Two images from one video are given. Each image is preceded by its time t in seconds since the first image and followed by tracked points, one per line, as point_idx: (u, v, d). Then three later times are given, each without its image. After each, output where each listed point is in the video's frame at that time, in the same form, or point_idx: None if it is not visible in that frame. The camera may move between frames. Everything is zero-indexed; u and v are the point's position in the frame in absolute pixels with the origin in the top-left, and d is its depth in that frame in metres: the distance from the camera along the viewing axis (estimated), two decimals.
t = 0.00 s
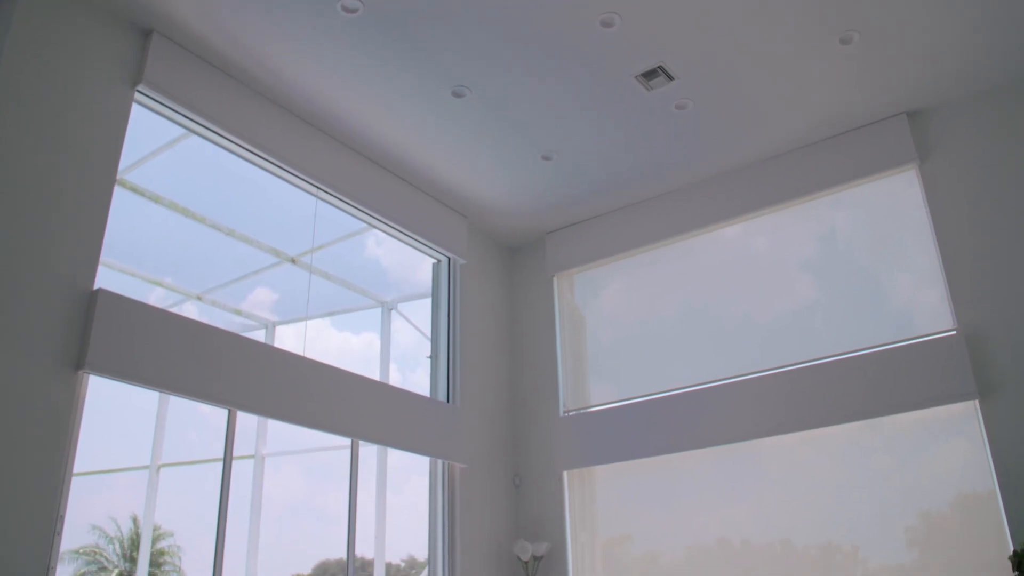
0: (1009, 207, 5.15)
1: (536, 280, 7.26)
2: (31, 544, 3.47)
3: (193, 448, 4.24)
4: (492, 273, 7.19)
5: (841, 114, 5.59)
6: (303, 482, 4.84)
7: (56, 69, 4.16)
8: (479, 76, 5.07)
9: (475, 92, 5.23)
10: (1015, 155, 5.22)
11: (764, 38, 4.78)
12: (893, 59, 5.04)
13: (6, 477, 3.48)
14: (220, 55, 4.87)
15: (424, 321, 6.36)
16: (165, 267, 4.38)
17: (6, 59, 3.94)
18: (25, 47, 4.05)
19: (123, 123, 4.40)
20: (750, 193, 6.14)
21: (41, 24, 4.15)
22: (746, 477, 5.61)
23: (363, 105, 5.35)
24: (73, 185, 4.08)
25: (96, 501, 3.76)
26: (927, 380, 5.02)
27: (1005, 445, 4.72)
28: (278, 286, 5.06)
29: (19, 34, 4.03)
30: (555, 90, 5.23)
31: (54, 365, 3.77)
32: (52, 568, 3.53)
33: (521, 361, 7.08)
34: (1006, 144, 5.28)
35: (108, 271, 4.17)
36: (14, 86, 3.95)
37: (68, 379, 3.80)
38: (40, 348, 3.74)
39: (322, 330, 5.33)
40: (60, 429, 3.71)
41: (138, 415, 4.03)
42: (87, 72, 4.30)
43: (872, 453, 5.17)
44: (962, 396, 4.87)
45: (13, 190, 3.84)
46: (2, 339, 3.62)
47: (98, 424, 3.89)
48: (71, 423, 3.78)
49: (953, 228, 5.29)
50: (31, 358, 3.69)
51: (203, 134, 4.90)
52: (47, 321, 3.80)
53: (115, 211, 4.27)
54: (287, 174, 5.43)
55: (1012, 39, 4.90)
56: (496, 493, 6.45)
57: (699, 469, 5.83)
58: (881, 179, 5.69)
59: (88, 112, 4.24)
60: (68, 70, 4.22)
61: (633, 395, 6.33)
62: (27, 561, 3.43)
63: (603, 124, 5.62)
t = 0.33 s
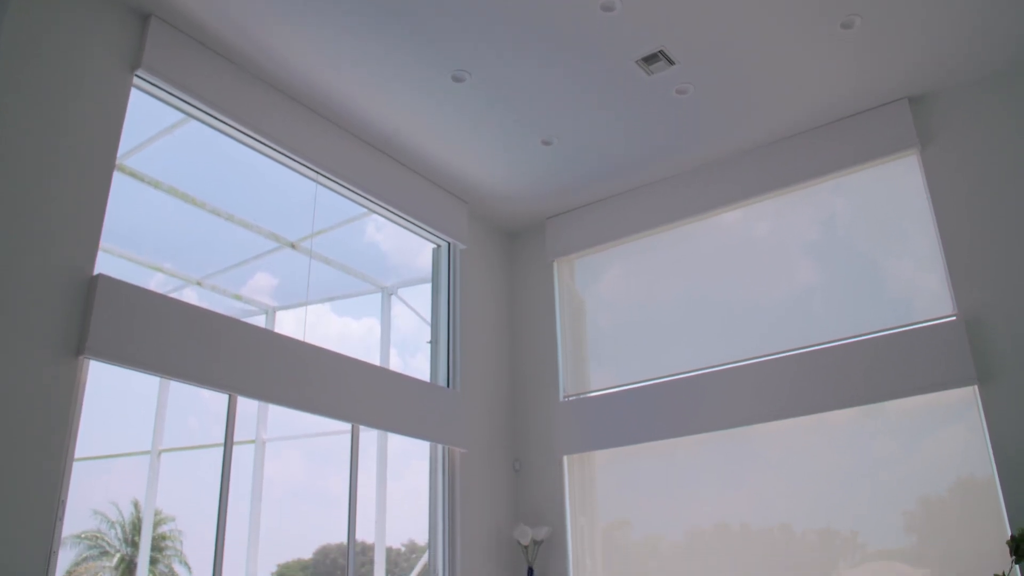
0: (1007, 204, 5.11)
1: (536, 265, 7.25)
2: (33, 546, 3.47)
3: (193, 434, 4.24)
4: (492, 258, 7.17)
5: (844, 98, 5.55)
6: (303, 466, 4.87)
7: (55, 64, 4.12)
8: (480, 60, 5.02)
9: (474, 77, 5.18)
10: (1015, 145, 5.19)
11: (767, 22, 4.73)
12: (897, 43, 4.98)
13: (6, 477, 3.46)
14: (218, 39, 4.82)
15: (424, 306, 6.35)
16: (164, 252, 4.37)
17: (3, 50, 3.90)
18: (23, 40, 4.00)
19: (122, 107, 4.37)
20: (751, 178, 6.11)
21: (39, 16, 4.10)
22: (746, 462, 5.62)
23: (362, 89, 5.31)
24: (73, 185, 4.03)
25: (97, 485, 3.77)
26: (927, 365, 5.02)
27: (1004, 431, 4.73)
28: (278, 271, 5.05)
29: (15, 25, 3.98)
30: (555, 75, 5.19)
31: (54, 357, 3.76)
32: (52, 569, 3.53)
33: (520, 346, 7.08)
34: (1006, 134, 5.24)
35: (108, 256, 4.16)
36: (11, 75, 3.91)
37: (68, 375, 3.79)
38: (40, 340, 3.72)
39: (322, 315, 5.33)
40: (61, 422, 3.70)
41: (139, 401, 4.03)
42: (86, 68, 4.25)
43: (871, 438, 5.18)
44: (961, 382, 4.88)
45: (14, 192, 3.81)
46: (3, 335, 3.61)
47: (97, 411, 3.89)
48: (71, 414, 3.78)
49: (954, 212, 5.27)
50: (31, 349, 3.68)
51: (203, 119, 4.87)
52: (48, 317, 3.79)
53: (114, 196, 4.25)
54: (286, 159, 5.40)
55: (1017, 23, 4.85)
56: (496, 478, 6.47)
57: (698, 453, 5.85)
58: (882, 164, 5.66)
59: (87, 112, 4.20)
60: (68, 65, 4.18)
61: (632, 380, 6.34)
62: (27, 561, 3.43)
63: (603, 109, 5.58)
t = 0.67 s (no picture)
0: (1007, 203, 5.08)
1: (536, 249, 7.23)
2: (33, 546, 3.45)
3: (193, 418, 4.27)
4: (492, 242, 7.15)
5: (847, 81, 5.50)
6: (304, 449, 4.89)
7: (55, 64, 4.07)
8: (479, 43, 4.97)
9: (474, 60, 5.14)
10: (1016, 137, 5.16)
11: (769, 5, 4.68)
12: (901, 26, 4.93)
13: (6, 477, 3.45)
14: (215, 21, 4.77)
15: (424, 290, 6.34)
16: (164, 237, 4.36)
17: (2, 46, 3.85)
18: (23, 38, 3.95)
19: (121, 91, 4.33)
20: (752, 161, 6.08)
21: (40, 13, 4.05)
22: (746, 446, 5.64)
23: (361, 72, 5.26)
24: (73, 185, 3.99)
25: (99, 469, 3.79)
26: (927, 349, 5.02)
27: (1003, 415, 4.74)
28: (278, 255, 5.04)
29: (14, 17, 3.93)
30: (556, 58, 5.14)
31: (55, 353, 3.74)
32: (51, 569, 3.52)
33: (520, 329, 7.08)
34: (1007, 124, 5.21)
35: (108, 240, 4.14)
36: (10, 69, 3.86)
37: (69, 369, 3.77)
38: (41, 331, 3.71)
39: (322, 299, 5.32)
40: (61, 418, 3.69)
41: (139, 385, 4.04)
42: (87, 66, 4.20)
43: (870, 422, 5.19)
44: (961, 366, 4.88)
45: (14, 191, 3.77)
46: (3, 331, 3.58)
47: (97, 397, 3.89)
48: (71, 408, 3.76)
49: (956, 197, 5.25)
50: (31, 341, 3.66)
51: (202, 102, 4.83)
52: (48, 314, 3.75)
53: (113, 180, 4.23)
54: (286, 142, 5.37)
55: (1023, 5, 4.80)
56: (496, 462, 6.49)
57: (698, 437, 5.86)
58: (885, 147, 5.63)
59: (88, 112, 4.15)
60: (68, 63, 4.12)
61: (633, 363, 6.33)
62: (27, 560, 3.41)
63: (604, 92, 5.53)
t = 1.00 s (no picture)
0: (1009, 194, 5.05)
1: (536, 231, 7.21)
2: (31, 546, 3.43)
3: (193, 401, 4.28)
4: (492, 224, 7.13)
5: (850, 62, 5.46)
6: (305, 431, 4.92)
7: (57, 68, 4.01)
8: (480, 25, 4.92)
9: (475, 42, 5.09)
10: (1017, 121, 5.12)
11: None
12: (904, 8, 4.89)
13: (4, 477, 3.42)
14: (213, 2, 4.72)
15: (424, 273, 6.33)
16: (164, 219, 4.35)
17: (2, 44, 3.80)
18: (19, 26, 3.90)
19: (119, 73, 4.28)
20: (754, 144, 6.05)
21: (42, 15, 4.00)
22: (745, 429, 5.64)
23: (361, 54, 5.22)
24: (73, 185, 3.95)
25: (101, 451, 3.81)
26: (926, 333, 5.03)
27: (1001, 398, 4.77)
28: (278, 237, 5.04)
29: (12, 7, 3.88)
30: (556, 40, 5.09)
31: (54, 351, 3.71)
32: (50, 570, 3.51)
33: (520, 312, 7.07)
34: (1010, 109, 5.17)
35: (108, 223, 4.13)
36: (9, 68, 3.81)
37: (67, 366, 3.74)
38: (41, 315, 3.70)
39: (322, 282, 5.31)
40: (58, 418, 3.66)
41: (139, 368, 4.04)
42: (87, 67, 4.14)
43: (869, 405, 5.20)
44: (960, 349, 4.89)
45: (14, 192, 3.73)
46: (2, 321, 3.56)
47: (97, 380, 3.89)
48: (70, 409, 3.73)
49: (958, 180, 5.23)
50: (31, 325, 3.65)
51: (200, 85, 4.79)
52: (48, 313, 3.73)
53: (112, 162, 4.20)
54: (285, 125, 5.33)
55: None
56: (496, 444, 6.51)
57: (697, 420, 5.87)
58: (887, 130, 5.59)
59: (88, 112, 4.10)
60: (69, 65, 4.07)
61: (633, 346, 6.33)
62: (27, 560, 3.41)
63: (605, 75, 5.49)
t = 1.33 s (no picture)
0: (1007, 190, 5.02)
1: (536, 211, 7.18)
2: (32, 546, 3.42)
3: (196, 380, 4.34)
4: (492, 203, 7.09)
5: (853, 40, 5.41)
6: (306, 411, 4.94)
7: (58, 66, 3.97)
8: (480, 3, 4.86)
9: (475, 20, 5.04)
10: (1015, 116, 5.09)
11: None
12: None
13: (6, 475, 3.40)
14: None
15: (424, 252, 6.32)
16: (163, 199, 4.33)
17: (2, 44, 3.76)
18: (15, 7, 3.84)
19: (118, 52, 4.24)
20: (755, 123, 6.01)
21: (43, 19, 3.96)
22: (744, 408, 5.66)
23: (360, 32, 5.16)
24: (73, 185, 3.91)
25: (103, 430, 3.84)
26: (926, 313, 5.02)
27: (1000, 379, 4.78)
28: (278, 217, 5.02)
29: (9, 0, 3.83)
30: (557, 18, 5.03)
31: (54, 355, 3.68)
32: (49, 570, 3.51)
33: (520, 292, 7.06)
34: (1007, 103, 5.14)
35: (108, 204, 4.12)
36: (9, 68, 3.77)
37: (68, 348, 3.73)
38: (43, 296, 3.69)
39: (322, 262, 5.30)
40: (57, 419, 3.63)
41: (139, 349, 4.06)
42: (88, 67, 4.09)
43: (868, 385, 5.21)
44: (959, 330, 4.89)
45: (15, 192, 3.69)
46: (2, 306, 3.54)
47: (98, 360, 3.91)
48: (68, 409, 3.70)
49: (961, 160, 5.20)
50: (32, 304, 3.64)
51: (199, 63, 4.75)
52: (50, 317, 3.70)
53: (110, 141, 4.18)
54: (284, 103, 5.29)
55: None
56: (496, 424, 6.53)
57: (696, 400, 5.88)
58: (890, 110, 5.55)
59: (88, 112, 4.05)
60: (70, 62, 4.02)
61: (633, 326, 6.33)
62: (27, 560, 3.39)
63: (605, 53, 5.43)
